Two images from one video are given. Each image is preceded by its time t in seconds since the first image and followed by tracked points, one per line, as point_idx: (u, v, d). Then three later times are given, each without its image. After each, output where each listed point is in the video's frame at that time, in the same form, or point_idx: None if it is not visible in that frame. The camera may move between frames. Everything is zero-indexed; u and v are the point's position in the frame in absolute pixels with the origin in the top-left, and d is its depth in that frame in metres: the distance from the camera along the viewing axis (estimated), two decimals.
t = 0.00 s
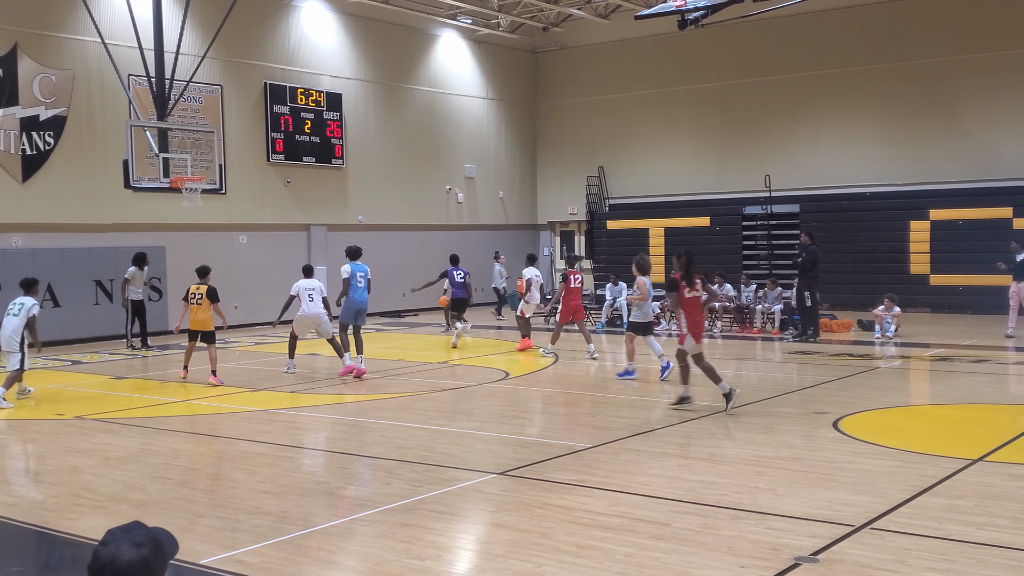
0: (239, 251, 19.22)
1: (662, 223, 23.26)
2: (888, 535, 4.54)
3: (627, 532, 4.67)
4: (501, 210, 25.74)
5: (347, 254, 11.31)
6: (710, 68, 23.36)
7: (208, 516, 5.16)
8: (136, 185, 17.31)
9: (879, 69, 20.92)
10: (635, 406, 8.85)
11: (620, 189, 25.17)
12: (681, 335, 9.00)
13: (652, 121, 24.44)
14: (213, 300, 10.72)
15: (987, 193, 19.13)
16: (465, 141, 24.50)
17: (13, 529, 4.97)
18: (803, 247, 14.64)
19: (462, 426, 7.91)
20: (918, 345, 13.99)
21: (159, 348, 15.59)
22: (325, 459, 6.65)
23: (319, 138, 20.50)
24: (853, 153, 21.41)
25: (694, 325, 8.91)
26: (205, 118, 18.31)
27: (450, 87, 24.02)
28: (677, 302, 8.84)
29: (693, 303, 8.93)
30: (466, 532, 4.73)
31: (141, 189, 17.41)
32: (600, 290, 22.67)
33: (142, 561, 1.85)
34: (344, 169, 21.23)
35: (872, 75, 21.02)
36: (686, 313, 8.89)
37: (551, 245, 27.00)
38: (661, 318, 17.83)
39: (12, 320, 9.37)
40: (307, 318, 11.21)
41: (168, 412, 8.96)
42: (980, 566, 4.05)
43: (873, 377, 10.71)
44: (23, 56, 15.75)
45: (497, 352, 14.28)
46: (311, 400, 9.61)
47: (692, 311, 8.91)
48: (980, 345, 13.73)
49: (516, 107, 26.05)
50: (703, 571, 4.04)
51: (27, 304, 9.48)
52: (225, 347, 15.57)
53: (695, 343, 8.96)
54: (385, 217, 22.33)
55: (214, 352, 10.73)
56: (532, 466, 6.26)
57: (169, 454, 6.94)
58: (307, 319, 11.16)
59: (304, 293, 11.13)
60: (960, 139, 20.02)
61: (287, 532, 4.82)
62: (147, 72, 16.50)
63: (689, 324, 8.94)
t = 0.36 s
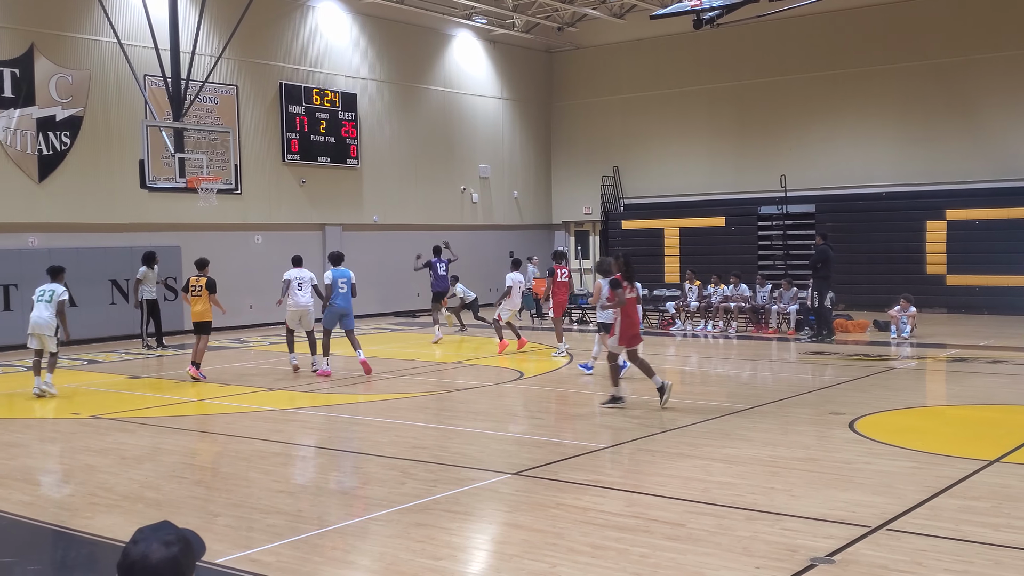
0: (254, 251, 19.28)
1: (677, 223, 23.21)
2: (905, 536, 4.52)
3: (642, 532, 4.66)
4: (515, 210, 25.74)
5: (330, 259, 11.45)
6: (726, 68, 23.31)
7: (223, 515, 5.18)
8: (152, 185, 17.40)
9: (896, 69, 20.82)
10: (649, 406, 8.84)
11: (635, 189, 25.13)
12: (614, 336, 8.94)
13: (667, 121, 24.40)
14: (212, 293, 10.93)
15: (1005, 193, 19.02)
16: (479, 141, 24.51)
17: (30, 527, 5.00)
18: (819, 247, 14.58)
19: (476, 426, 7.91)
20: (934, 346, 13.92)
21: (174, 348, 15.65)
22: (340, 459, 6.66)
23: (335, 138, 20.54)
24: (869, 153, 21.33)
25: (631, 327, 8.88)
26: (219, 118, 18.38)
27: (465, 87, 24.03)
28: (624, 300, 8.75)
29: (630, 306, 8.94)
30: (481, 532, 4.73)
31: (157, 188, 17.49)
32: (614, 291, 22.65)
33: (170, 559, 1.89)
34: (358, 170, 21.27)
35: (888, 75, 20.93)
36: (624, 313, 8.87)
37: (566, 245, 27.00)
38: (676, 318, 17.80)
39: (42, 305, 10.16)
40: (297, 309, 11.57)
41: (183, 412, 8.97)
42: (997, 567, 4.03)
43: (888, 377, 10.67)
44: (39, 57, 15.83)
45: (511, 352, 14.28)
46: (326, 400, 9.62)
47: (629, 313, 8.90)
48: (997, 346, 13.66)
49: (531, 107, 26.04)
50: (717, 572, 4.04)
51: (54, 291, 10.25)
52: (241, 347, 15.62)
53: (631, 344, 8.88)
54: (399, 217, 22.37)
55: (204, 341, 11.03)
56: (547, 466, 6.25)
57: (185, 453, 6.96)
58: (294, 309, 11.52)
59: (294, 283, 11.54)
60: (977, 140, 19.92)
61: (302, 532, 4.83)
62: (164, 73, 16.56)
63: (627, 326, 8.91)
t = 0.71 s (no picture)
0: (266, 251, 19.33)
1: (688, 223, 23.17)
2: (917, 537, 4.50)
3: (654, 532, 4.66)
4: (526, 210, 25.75)
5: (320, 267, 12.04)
6: (738, 67, 23.26)
7: (236, 515, 5.19)
8: (164, 185, 17.45)
9: (908, 67, 20.75)
10: (660, 407, 8.82)
11: (646, 189, 25.09)
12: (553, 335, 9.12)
13: (678, 120, 24.36)
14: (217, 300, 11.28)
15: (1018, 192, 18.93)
16: (490, 141, 24.52)
17: (44, 527, 5.02)
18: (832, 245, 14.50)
19: (487, 426, 7.91)
20: (947, 346, 13.86)
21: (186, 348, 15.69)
22: (351, 458, 6.68)
23: (346, 139, 20.59)
24: (881, 152, 21.25)
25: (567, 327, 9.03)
26: (231, 119, 18.43)
27: (476, 87, 24.04)
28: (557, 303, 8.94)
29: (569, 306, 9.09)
30: (492, 532, 4.73)
31: (169, 189, 17.53)
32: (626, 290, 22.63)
33: (195, 562, 1.92)
34: (369, 170, 21.30)
35: (901, 74, 20.86)
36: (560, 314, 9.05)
37: (577, 245, 26.99)
38: (687, 318, 17.77)
39: (65, 313, 10.36)
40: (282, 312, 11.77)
41: (195, 412, 9.00)
42: (1011, 568, 4.01)
43: (900, 377, 10.62)
44: (52, 58, 15.90)
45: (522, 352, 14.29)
46: (338, 400, 9.63)
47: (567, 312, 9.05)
48: (1010, 345, 13.60)
49: (542, 107, 26.04)
50: (729, 573, 4.03)
51: (80, 300, 10.44)
52: (253, 347, 15.66)
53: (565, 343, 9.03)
54: (411, 216, 22.39)
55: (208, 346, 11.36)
56: (558, 466, 6.26)
57: (197, 453, 6.98)
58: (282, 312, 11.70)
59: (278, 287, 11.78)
60: (990, 138, 19.84)
61: (314, 532, 4.83)
62: (176, 74, 16.61)
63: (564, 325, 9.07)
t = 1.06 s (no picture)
0: (275, 250, 19.36)
1: (697, 224, 23.14)
2: (927, 540, 4.49)
3: (662, 534, 4.65)
4: (535, 211, 25.75)
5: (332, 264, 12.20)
6: (748, 68, 23.23)
7: (244, 514, 5.20)
8: (174, 185, 17.48)
9: (918, 69, 20.70)
10: (669, 408, 8.81)
11: (655, 190, 25.06)
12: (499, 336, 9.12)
13: (688, 121, 24.34)
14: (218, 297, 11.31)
15: None
16: (500, 142, 24.53)
17: (53, 525, 5.04)
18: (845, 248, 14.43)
19: (495, 427, 7.91)
20: (956, 348, 13.83)
21: (195, 347, 15.73)
22: (359, 458, 6.68)
23: (356, 138, 20.61)
24: (891, 154, 21.20)
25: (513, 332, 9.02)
26: (241, 118, 18.46)
27: (486, 88, 24.06)
28: (509, 306, 8.90)
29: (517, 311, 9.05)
30: (500, 533, 4.73)
31: (179, 189, 17.56)
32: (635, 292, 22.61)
33: (206, 561, 1.92)
34: (379, 171, 21.33)
35: (911, 75, 20.81)
36: (510, 319, 9.00)
37: (585, 246, 26.97)
38: (696, 320, 17.74)
39: (65, 306, 10.39)
40: (280, 310, 11.86)
41: (203, 411, 9.01)
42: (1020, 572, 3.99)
43: (910, 379, 10.60)
44: (63, 58, 15.95)
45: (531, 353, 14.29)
46: (346, 399, 9.64)
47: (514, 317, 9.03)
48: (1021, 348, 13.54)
49: (551, 108, 26.03)
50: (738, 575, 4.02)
51: (78, 291, 10.41)
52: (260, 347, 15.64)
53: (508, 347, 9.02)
54: (420, 217, 22.41)
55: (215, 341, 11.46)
56: (566, 467, 6.25)
57: (206, 452, 6.99)
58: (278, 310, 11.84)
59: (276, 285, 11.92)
60: (1001, 140, 19.77)
61: (322, 531, 4.84)
62: (186, 73, 16.66)
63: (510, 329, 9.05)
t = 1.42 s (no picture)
0: (287, 250, 19.41)
1: (709, 225, 23.09)
2: (941, 544, 4.47)
3: (674, 537, 4.64)
4: (547, 211, 25.75)
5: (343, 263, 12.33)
6: (761, 68, 23.18)
7: (256, 513, 5.21)
8: (188, 185, 17.53)
9: (933, 71, 20.62)
10: (681, 410, 8.80)
11: (668, 191, 25.01)
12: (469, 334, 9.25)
13: (701, 123, 24.29)
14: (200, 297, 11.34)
15: None
16: (512, 143, 24.53)
17: (65, 523, 5.06)
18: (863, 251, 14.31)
19: (507, 428, 7.91)
20: (971, 351, 13.77)
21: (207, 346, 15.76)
22: (370, 458, 6.69)
23: (368, 139, 20.64)
24: (905, 156, 21.12)
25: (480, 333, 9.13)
26: (255, 118, 18.51)
27: (499, 88, 24.06)
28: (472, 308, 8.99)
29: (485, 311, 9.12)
30: (511, 534, 4.73)
31: (193, 188, 17.61)
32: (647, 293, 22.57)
33: (217, 560, 1.92)
34: (392, 171, 21.35)
35: (925, 77, 20.74)
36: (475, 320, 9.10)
37: (598, 247, 26.93)
38: (708, 321, 17.69)
39: (87, 304, 10.44)
40: (286, 310, 11.93)
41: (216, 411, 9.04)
42: None
43: (924, 383, 10.54)
44: (78, 58, 16.02)
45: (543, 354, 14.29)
46: (357, 400, 9.65)
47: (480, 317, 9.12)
48: None
49: (564, 109, 26.02)
50: None
51: (100, 288, 10.46)
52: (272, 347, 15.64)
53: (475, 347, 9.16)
54: (432, 217, 22.42)
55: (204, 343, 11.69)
56: (578, 468, 6.24)
57: (218, 451, 7.01)
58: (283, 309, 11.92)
59: (285, 285, 11.96)
60: (1016, 143, 19.67)
61: (334, 531, 4.84)
62: (200, 73, 16.72)
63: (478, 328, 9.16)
